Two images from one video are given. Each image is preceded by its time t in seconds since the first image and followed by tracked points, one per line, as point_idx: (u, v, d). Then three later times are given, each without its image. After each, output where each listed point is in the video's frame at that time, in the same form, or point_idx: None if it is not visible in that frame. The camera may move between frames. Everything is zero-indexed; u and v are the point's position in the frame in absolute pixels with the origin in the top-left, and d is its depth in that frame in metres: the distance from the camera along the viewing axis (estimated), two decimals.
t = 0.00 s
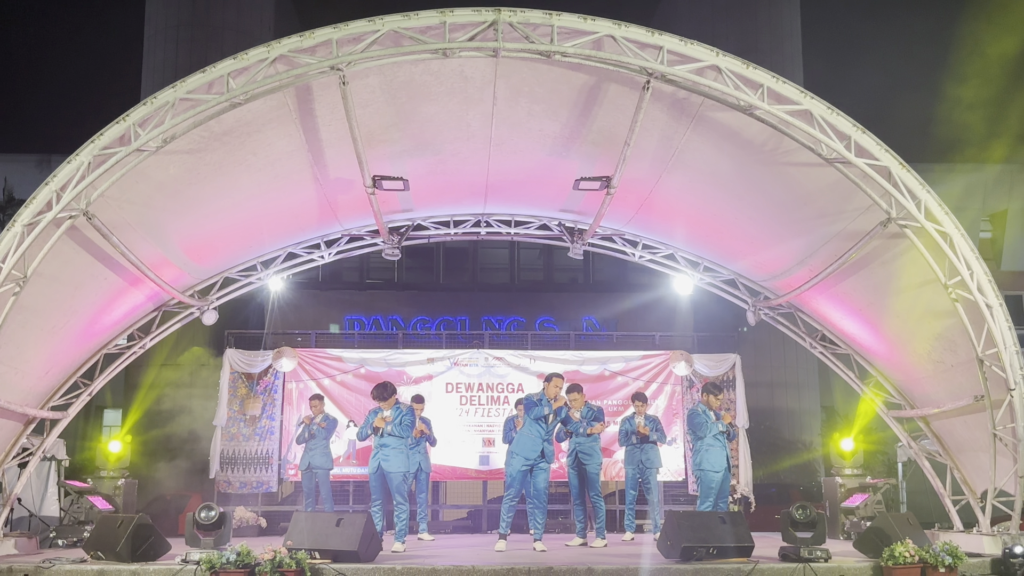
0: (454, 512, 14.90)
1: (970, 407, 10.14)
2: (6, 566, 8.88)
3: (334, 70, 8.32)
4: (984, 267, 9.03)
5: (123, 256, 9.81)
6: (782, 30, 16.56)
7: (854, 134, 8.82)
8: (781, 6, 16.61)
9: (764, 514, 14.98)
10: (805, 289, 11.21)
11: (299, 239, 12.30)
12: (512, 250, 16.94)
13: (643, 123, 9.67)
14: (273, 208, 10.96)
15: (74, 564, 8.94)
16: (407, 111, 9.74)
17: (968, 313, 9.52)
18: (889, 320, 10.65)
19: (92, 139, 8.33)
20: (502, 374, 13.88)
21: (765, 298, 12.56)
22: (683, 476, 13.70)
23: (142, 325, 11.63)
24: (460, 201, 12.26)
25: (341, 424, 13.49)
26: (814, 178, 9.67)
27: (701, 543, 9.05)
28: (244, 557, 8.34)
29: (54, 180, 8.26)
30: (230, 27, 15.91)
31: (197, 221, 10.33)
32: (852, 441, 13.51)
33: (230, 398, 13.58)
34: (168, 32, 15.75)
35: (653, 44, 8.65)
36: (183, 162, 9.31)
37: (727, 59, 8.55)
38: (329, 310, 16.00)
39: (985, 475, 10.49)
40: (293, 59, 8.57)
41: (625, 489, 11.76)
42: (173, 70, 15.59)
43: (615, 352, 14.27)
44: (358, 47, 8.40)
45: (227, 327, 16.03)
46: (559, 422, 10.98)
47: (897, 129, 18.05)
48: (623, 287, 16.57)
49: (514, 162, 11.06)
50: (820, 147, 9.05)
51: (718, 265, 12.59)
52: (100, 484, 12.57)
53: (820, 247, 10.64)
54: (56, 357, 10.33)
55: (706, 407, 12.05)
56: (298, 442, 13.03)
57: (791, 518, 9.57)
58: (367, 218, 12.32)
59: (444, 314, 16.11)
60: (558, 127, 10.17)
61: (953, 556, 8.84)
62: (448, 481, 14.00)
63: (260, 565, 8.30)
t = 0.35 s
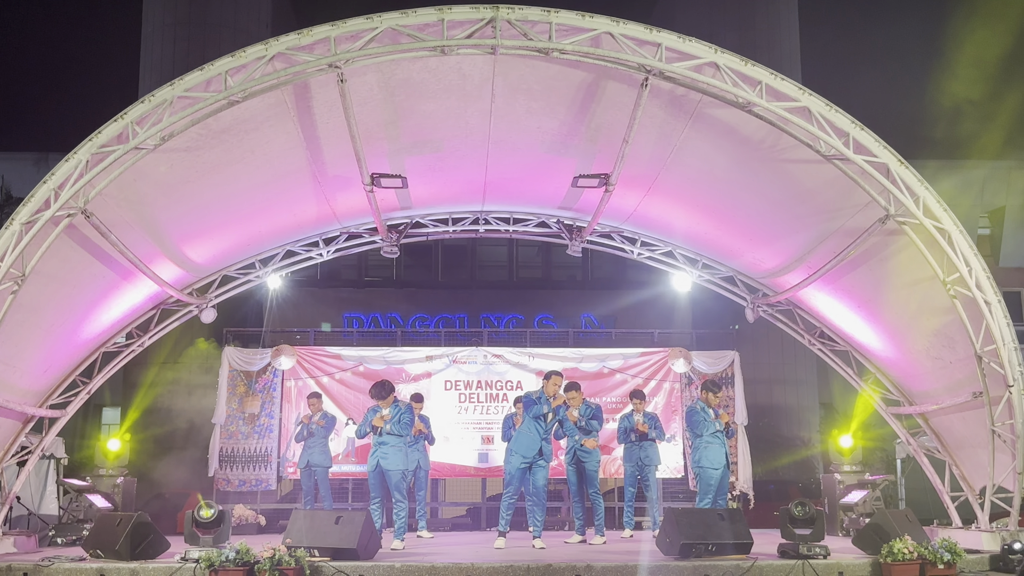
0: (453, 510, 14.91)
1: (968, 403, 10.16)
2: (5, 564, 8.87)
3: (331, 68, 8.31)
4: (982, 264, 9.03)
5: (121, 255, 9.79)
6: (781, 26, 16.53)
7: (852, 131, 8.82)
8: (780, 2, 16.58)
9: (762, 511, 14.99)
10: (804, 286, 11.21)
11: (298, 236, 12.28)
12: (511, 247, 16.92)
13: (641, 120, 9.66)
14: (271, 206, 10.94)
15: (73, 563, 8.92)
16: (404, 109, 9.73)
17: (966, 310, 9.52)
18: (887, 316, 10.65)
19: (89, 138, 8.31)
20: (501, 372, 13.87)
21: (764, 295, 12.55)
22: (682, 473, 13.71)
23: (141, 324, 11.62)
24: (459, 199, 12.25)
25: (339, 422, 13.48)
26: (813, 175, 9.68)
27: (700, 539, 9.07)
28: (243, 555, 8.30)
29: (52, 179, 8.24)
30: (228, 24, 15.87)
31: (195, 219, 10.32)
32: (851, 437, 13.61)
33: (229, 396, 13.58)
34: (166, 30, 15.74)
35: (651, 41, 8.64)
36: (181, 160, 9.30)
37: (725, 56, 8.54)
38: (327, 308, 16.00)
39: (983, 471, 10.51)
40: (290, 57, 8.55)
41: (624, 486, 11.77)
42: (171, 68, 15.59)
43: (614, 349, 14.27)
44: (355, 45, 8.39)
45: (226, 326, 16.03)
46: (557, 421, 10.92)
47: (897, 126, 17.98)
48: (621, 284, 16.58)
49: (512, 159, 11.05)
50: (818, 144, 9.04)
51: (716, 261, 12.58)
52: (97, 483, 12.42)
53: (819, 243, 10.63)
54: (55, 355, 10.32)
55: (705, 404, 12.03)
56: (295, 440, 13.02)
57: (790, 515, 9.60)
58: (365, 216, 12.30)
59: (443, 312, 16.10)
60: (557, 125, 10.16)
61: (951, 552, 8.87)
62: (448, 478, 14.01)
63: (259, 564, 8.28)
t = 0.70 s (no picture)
0: (451, 509, 14.91)
1: (966, 401, 10.17)
2: (3, 564, 8.86)
3: (329, 67, 8.31)
4: (980, 262, 9.02)
5: (118, 254, 9.77)
6: (779, 24, 16.52)
7: (849, 129, 8.81)
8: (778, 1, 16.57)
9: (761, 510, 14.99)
10: (802, 285, 11.20)
11: (295, 235, 12.27)
12: (509, 246, 16.93)
13: (639, 119, 9.66)
14: (269, 204, 10.93)
15: (71, 563, 8.91)
16: (402, 108, 9.71)
17: (964, 308, 9.53)
18: (885, 315, 10.65)
19: (87, 137, 8.29)
20: (499, 371, 13.87)
21: (762, 293, 12.55)
22: (681, 471, 13.72)
23: (139, 323, 11.61)
24: (457, 198, 12.24)
25: (337, 421, 13.48)
26: (810, 173, 9.68)
27: (698, 538, 9.05)
28: (241, 554, 8.29)
29: (49, 178, 8.22)
30: (226, 23, 15.86)
31: (193, 218, 10.31)
32: (849, 436, 13.21)
33: (226, 395, 13.57)
34: (164, 29, 15.72)
35: (649, 40, 8.63)
36: (179, 160, 9.29)
37: (723, 55, 8.53)
38: (326, 307, 16.00)
39: (981, 469, 10.53)
40: (288, 56, 8.54)
41: (624, 485, 11.78)
42: (169, 67, 15.57)
43: (612, 348, 14.27)
44: (354, 44, 8.38)
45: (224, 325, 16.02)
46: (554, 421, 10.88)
47: (895, 124, 17.96)
48: (620, 283, 16.59)
49: (510, 158, 11.05)
50: (816, 143, 9.04)
51: (714, 260, 12.59)
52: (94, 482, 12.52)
53: (817, 242, 10.63)
54: (53, 354, 10.30)
55: (703, 404, 12.02)
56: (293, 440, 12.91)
57: (788, 514, 9.62)
58: (363, 215, 12.29)
59: (441, 311, 16.10)
60: (555, 124, 10.16)
61: (949, 551, 8.93)
62: (446, 477, 14.01)
63: (257, 563, 8.27)
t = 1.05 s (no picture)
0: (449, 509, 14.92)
1: (963, 400, 10.19)
2: (0, 564, 8.85)
3: (327, 67, 8.31)
4: (977, 261, 9.04)
5: (116, 254, 9.76)
6: (777, 23, 16.51)
7: (846, 129, 8.82)
8: None
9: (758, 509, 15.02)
10: (799, 284, 11.21)
11: (293, 235, 12.27)
12: (507, 246, 16.94)
13: (637, 119, 9.67)
14: (267, 204, 10.92)
15: (69, 563, 8.90)
16: (400, 108, 9.71)
17: (961, 308, 9.55)
18: (883, 314, 10.66)
19: (84, 137, 8.28)
20: (497, 370, 13.88)
21: (760, 293, 12.56)
22: (679, 471, 13.75)
23: (136, 323, 11.60)
24: (455, 198, 12.25)
25: (335, 421, 13.48)
26: (807, 173, 9.69)
27: (696, 537, 9.05)
28: (239, 554, 8.30)
29: (47, 178, 8.21)
30: (224, 23, 15.84)
31: (190, 218, 10.30)
32: (846, 436, 13.40)
33: (225, 395, 13.58)
34: (162, 28, 15.70)
35: (647, 39, 8.63)
36: (176, 160, 9.29)
37: (720, 54, 8.54)
38: (324, 307, 16.03)
39: (979, 469, 10.55)
40: (285, 56, 8.53)
41: (621, 485, 11.77)
42: (167, 67, 15.56)
43: (610, 347, 14.27)
44: (351, 44, 8.37)
45: (221, 324, 16.02)
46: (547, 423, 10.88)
47: (892, 123, 17.99)
48: (617, 282, 16.60)
49: (508, 158, 11.04)
50: (814, 142, 9.05)
51: (712, 260, 12.59)
52: (93, 482, 12.50)
53: (815, 241, 10.64)
54: (50, 354, 10.30)
55: (701, 403, 11.97)
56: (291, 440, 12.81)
57: (785, 514, 9.66)
58: (360, 214, 12.29)
59: (439, 310, 16.09)
60: (553, 124, 10.17)
61: (946, 550, 8.96)
62: (444, 477, 14.02)
63: (255, 563, 8.28)
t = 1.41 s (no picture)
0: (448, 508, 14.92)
1: (962, 399, 10.21)
2: None
3: (325, 66, 8.30)
4: (975, 259, 9.05)
5: (114, 253, 9.76)
6: (775, 21, 16.49)
7: (845, 127, 8.82)
8: None
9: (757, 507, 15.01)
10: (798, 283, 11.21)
11: (291, 234, 12.26)
12: (506, 245, 16.92)
13: (635, 118, 9.67)
14: (265, 203, 10.91)
15: (68, 562, 8.91)
16: (398, 107, 9.70)
17: (959, 306, 9.55)
18: (881, 312, 10.66)
19: (82, 136, 8.27)
20: (496, 369, 13.88)
21: (758, 291, 12.57)
22: (678, 469, 13.76)
23: (134, 323, 11.59)
24: (453, 197, 12.25)
25: (334, 420, 13.49)
26: (806, 171, 9.69)
27: (693, 536, 9.06)
28: (238, 553, 8.31)
29: (45, 177, 8.22)
30: (221, 22, 15.83)
31: (188, 217, 10.29)
32: (846, 433, 13.19)
33: (223, 394, 13.59)
34: (159, 28, 15.71)
35: (645, 38, 8.63)
36: (175, 158, 9.28)
37: (718, 53, 8.54)
38: (322, 306, 15.99)
39: (977, 467, 10.56)
40: (283, 54, 8.52)
41: (620, 483, 11.76)
42: (165, 66, 15.55)
43: (608, 346, 14.28)
44: (349, 43, 8.36)
45: (220, 323, 16.00)
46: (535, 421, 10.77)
47: (893, 122, 17.83)
48: (616, 281, 16.58)
49: (506, 156, 11.03)
50: (812, 141, 9.05)
51: (710, 258, 12.60)
52: (93, 481, 12.49)
53: (813, 239, 10.65)
54: (49, 354, 10.29)
55: (700, 402, 11.93)
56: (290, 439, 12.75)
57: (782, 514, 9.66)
58: (359, 213, 12.30)
59: (437, 309, 16.10)
60: (551, 122, 10.16)
61: (945, 548, 8.96)
62: (443, 476, 14.01)
63: (254, 562, 8.28)
